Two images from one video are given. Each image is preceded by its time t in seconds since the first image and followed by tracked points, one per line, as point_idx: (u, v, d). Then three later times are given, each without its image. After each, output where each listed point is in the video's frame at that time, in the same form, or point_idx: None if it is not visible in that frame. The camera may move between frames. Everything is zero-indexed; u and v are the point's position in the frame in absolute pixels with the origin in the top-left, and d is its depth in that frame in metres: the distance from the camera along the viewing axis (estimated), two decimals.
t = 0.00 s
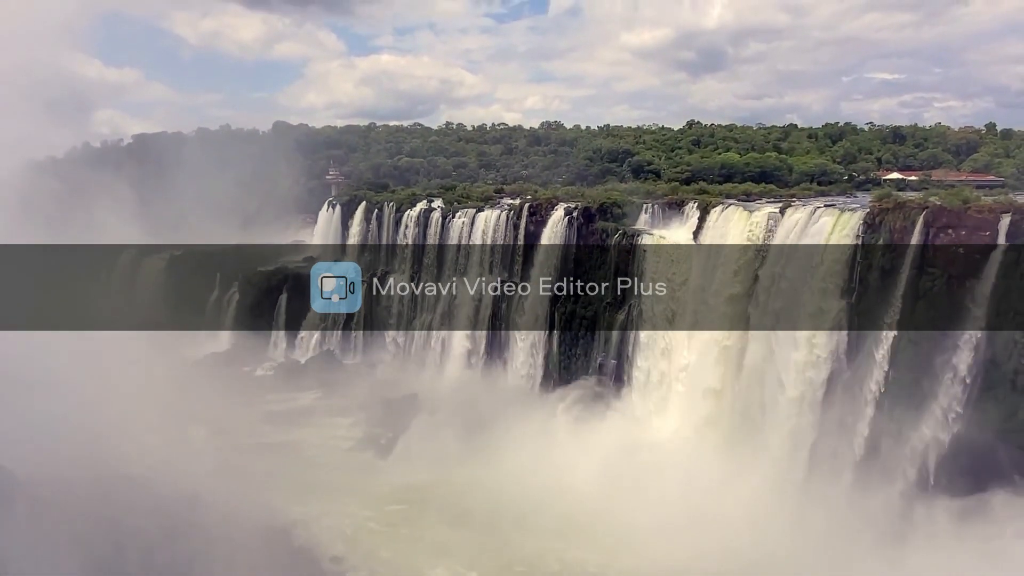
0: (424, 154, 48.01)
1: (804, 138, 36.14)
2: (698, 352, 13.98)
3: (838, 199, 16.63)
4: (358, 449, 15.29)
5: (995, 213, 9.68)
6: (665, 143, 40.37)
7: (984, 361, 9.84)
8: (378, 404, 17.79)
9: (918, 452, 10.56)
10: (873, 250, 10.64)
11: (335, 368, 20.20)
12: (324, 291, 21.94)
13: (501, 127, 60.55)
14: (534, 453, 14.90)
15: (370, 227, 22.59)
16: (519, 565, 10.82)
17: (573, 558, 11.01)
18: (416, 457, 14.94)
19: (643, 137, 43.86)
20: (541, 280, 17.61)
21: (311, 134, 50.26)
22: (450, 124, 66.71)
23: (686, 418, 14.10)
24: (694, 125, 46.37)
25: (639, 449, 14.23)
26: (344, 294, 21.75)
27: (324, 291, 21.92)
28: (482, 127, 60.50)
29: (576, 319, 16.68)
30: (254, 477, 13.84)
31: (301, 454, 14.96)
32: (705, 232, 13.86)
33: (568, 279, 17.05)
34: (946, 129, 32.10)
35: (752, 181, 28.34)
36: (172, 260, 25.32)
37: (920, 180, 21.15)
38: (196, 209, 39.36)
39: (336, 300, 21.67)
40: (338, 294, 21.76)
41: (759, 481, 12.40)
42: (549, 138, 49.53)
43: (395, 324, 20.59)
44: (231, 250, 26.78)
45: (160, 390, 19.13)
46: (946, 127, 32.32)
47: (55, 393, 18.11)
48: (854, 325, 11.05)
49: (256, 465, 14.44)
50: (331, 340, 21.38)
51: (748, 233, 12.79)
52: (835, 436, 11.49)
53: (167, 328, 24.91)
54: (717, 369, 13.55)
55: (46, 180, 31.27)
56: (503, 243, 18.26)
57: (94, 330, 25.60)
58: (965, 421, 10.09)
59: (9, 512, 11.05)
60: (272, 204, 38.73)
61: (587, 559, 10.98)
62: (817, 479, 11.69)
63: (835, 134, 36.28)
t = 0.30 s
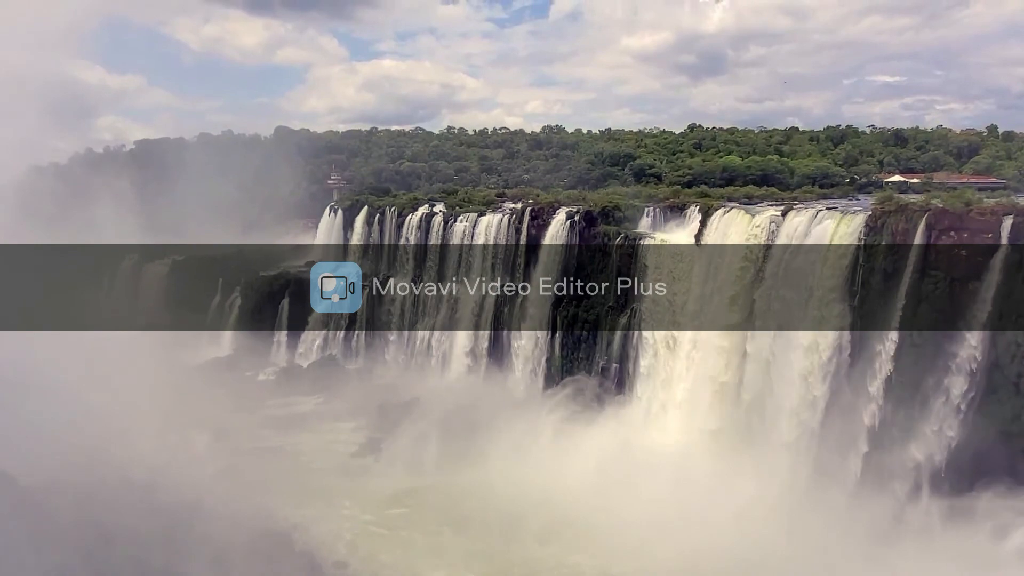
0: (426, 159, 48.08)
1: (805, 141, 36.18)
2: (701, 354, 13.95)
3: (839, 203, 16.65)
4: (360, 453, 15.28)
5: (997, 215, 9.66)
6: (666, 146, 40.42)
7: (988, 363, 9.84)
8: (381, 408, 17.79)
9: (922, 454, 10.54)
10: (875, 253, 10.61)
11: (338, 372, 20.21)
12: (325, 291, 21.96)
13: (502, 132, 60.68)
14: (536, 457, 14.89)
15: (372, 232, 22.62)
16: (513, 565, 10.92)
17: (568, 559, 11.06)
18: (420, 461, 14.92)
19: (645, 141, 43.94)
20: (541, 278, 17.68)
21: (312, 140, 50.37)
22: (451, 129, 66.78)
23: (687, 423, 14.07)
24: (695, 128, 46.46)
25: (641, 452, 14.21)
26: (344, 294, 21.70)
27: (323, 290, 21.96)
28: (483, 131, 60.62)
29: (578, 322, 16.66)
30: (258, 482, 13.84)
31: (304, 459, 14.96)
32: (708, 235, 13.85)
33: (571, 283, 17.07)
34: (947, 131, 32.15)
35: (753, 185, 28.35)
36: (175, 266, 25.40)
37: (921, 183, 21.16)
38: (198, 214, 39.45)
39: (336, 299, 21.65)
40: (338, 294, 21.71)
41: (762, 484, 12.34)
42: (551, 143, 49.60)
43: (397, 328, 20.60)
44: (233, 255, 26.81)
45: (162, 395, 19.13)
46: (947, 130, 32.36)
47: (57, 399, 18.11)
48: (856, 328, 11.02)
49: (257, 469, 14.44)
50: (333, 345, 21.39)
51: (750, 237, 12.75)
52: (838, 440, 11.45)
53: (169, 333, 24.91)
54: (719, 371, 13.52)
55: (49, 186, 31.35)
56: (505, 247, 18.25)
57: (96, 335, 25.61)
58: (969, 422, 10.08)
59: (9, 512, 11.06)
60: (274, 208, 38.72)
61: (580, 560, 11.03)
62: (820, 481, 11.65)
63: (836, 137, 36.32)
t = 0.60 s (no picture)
0: (431, 162, 48.15)
1: (811, 142, 36.11)
2: (707, 356, 13.92)
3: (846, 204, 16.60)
4: (366, 455, 15.32)
5: (1005, 216, 9.59)
6: (671, 148, 40.38)
7: (996, 364, 9.77)
8: (387, 411, 17.82)
9: (931, 455, 10.50)
10: (882, 254, 10.56)
11: (344, 375, 20.25)
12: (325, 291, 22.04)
13: (508, 134, 60.75)
14: (543, 459, 14.89)
15: (377, 235, 22.63)
16: (514, 565, 10.99)
17: (568, 560, 11.09)
18: (426, 464, 14.93)
19: (650, 143, 43.92)
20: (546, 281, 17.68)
21: (317, 143, 50.47)
22: (455, 132, 66.82)
23: (693, 426, 14.05)
24: (701, 130, 46.41)
25: (647, 454, 14.20)
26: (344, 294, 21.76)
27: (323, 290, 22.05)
28: (487, 134, 60.68)
29: (584, 324, 16.66)
30: (264, 485, 13.87)
31: (310, 462, 14.99)
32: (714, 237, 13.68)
33: (576, 285, 17.07)
34: (954, 132, 32.05)
35: (759, 186, 28.30)
36: (181, 270, 25.51)
37: (929, 183, 21.07)
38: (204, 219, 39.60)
39: (337, 300, 21.67)
40: (338, 294, 21.77)
41: (767, 487, 12.32)
42: (556, 145, 49.62)
43: (403, 331, 20.64)
44: (238, 259, 26.88)
45: (169, 398, 19.19)
46: (954, 131, 32.25)
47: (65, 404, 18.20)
48: (864, 329, 10.97)
49: (262, 472, 14.50)
50: (340, 348, 21.44)
51: (756, 238, 12.69)
52: (845, 441, 11.43)
53: (176, 337, 24.99)
54: (726, 373, 13.49)
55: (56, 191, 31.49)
56: (510, 250, 18.24)
57: (103, 338, 25.70)
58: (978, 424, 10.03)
59: (16, 514, 11.14)
60: (278, 211, 38.74)
61: (580, 561, 11.07)
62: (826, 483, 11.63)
63: (842, 139, 36.22)
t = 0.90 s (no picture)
0: (440, 164, 48.25)
1: (821, 142, 35.94)
2: (718, 357, 13.87)
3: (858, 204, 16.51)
4: (377, 458, 15.38)
5: (1018, 215, 9.51)
6: (681, 149, 40.32)
7: (1011, 364, 9.67)
8: (398, 413, 17.87)
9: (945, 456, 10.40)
10: (894, 255, 10.51)
11: (354, 378, 20.32)
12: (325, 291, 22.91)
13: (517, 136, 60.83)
14: (553, 461, 14.91)
15: (387, 237, 22.72)
16: (517, 565, 11.06)
17: (571, 560, 11.15)
18: (436, 466, 14.96)
19: (659, 144, 43.81)
20: (558, 283, 17.69)
21: (327, 146, 50.68)
22: (465, 135, 66.91)
23: (703, 429, 14.03)
24: (710, 131, 46.24)
25: (657, 457, 14.18)
26: (344, 295, 22.65)
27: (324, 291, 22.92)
28: (497, 137, 60.76)
29: (594, 326, 16.66)
30: (276, 486, 13.96)
31: (321, 464, 15.05)
32: (724, 237, 13.68)
33: (586, 287, 17.06)
34: (966, 131, 31.82)
35: (770, 187, 28.19)
36: (192, 273, 25.72)
37: (942, 183, 20.92)
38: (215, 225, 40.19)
39: (336, 299, 22.53)
40: (338, 294, 22.63)
41: (776, 489, 12.27)
42: (565, 147, 49.62)
43: (413, 333, 20.71)
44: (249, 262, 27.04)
45: (180, 400, 19.32)
46: (966, 130, 32.01)
47: (79, 407, 18.39)
48: (876, 330, 10.91)
49: (274, 474, 14.59)
50: (350, 350, 21.52)
51: (766, 240, 12.64)
52: (857, 443, 11.35)
53: (187, 339, 25.17)
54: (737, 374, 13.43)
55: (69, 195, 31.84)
56: (520, 251, 18.26)
57: (115, 341, 25.90)
58: (992, 424, 9.93)
59: (31, 515, 11.28)
60: (289, 214, 38.93)
61: (583, 561, 11.12)
62: (837, 485, 11.56)
63: (853, 139, 36.01)
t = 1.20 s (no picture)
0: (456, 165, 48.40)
1: (840, 141, 35.55)
2: (735, 357, 13.70)
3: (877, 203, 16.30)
4: (391, 458, 15.46)
5: None
6: (697, 148, 40.12)
7: None
8: (412, 414, 17.96)
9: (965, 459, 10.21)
10: (913, 254, 10.39)
11: (370, 378, 20.43)
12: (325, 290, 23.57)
13: (532, 136, 60.80)
14: (567, 462, 14.88)
15: (402, 238, 22.84)
16: (526, 565, 11.10)
17: (579, 560, 11.17)
18: (450, 467, 15.00)
19: (675, 144, 43.59)
20: (573, 283, 17.67)
21: (343, 148, 51.08)
22: (481, 135, 67.07)
23: (718, 431, 13.92)
24: (727, 130, 45.93)
25: (672, 459, 14.10)
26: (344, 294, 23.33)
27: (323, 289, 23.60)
28: (512, 137, 60.81)
29: (609, 326, 16.62)
30: (291, 487, 14.08)
31: (335, 465, 15.15)
32: (740, 236, 13.60)
33: (601, 287, 17.03)
34: (989, 128, 31.31)
35: (787, 186, 27.94)
36: (210, 274, 26.01)
37: (963, 181, 20.60)
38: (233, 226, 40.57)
39: (336, 299, 23.17)
40: (338, 294, 23.29)
41: (792, 494, 12.14)
42: (580, 147, 49.55)
43: (428, 333, 20.79)
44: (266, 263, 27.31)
45: (198, 401, 19.57)
46: (989, 127, 31.50)
47: (99, 408, 18.71)
48: (895, 330, 10.77)
49: (289, 474, 14.72)
50: (365, 351, 21.62)
51: (783, 239, 12.54)
52: (875, 446, 11.18)
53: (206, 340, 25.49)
54: (753, 375, 13.31)
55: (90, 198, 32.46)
56: (535, 251, 18.26)
57: (136, 342, 26.29)
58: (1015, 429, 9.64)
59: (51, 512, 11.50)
60: (304, 216, 39.28)
61: (591, 562, 11.12)
62: (856, 488, 11.40)
63: (872, 137, 35.57)
